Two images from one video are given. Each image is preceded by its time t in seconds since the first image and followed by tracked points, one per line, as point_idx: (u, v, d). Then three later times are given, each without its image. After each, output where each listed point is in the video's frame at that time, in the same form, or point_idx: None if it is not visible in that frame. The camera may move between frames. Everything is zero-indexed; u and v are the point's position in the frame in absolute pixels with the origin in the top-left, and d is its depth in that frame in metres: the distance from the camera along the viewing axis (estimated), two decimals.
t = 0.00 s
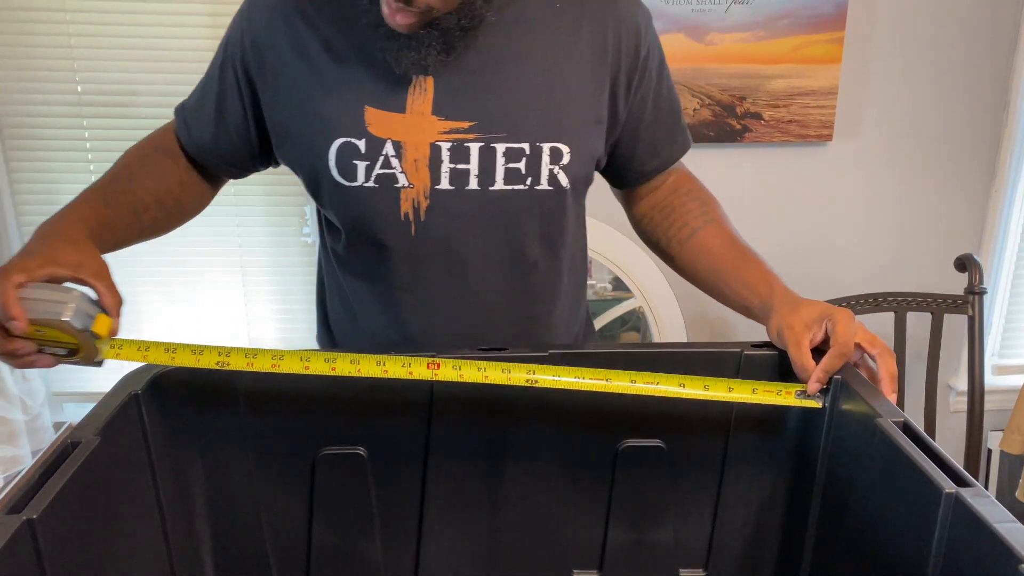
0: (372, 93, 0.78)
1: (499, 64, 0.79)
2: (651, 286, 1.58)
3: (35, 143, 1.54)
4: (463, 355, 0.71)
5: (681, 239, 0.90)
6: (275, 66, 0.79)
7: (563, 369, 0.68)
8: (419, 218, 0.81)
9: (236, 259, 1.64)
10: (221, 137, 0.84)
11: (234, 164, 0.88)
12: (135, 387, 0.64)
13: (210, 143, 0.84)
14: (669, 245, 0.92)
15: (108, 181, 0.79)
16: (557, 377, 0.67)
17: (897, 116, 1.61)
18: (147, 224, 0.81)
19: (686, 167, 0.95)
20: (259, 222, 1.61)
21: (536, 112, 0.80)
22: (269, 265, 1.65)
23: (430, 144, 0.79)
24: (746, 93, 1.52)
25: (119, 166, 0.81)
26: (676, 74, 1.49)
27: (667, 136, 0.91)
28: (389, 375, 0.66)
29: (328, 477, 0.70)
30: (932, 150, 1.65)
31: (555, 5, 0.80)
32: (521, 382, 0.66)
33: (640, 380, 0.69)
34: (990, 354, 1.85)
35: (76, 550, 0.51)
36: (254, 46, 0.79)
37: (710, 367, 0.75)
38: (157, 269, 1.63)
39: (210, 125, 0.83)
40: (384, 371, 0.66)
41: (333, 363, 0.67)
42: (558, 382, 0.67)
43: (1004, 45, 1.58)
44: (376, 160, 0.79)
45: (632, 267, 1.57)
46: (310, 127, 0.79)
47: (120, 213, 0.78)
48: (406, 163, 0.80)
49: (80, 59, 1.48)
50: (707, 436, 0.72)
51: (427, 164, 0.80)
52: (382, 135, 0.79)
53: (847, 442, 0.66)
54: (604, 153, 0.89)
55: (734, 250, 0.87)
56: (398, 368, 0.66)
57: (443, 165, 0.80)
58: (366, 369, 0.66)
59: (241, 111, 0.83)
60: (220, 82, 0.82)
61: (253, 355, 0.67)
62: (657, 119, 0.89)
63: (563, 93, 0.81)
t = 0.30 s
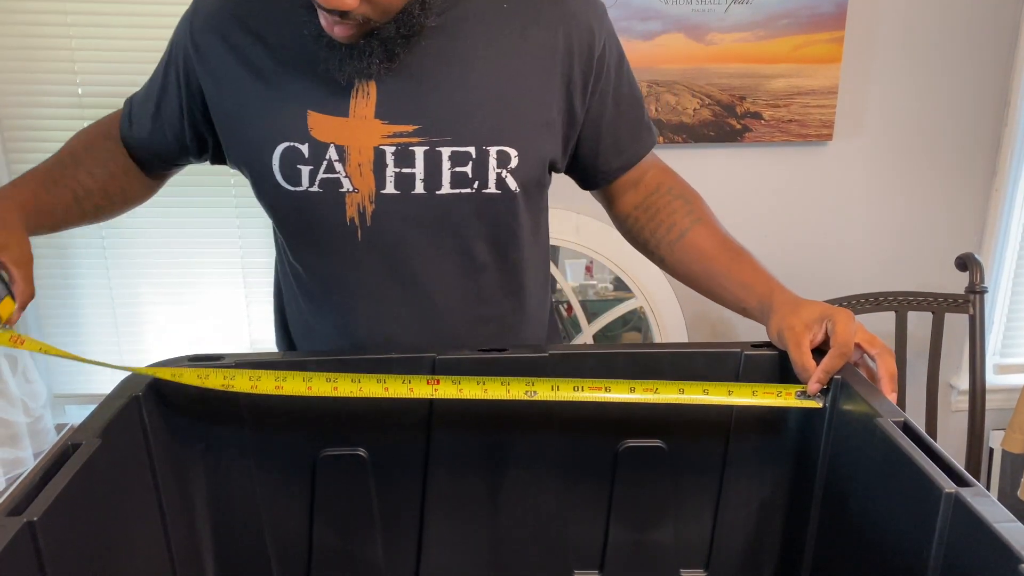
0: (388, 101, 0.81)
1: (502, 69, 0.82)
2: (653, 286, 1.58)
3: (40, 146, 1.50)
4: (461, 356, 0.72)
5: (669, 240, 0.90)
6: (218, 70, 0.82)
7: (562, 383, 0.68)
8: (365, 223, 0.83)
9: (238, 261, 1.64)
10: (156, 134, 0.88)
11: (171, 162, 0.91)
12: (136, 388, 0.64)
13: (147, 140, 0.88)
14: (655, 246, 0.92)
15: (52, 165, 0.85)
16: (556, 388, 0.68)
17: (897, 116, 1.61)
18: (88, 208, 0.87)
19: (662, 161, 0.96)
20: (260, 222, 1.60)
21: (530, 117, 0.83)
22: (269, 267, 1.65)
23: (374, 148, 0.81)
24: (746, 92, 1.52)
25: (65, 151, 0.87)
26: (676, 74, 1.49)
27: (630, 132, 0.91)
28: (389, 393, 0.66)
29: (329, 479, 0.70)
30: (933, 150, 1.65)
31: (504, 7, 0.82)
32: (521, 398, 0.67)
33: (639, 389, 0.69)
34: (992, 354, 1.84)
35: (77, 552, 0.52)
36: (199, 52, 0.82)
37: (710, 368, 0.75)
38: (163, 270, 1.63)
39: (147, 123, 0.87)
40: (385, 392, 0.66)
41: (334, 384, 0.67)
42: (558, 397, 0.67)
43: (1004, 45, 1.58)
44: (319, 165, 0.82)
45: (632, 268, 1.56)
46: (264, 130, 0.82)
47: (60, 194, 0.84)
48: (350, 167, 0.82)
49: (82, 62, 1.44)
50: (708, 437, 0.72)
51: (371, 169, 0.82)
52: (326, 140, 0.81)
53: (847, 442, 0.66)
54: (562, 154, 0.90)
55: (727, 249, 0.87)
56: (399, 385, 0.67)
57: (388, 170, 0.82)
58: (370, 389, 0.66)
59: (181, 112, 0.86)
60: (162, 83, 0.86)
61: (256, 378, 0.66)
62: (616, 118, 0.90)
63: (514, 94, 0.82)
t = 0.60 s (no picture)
0: (388, 103, 0.81)
1: (501, 71, 0.82)
2: (653, 287, 1.58)
3: (37, 147, 1.50)
4: (463, 358, 0.72)
5: (668, 242, 0.90)
6: (221, 76, 0.82)
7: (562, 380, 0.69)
8: (357, 224, 0.84)
9: (239, 262, 1.64)
10: (166, 136, 0.88)
11: (180, 163, 0.92)
12: (138, 389, 0.64)
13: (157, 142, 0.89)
14: (655, 249, 0.92)
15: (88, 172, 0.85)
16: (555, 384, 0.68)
17: (898, 116, 1.61)
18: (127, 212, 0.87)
19: (660, 165, 0.96)
20: (261, 224, 1.61)
21: (530, 122, 0.84)
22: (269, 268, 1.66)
23: (367, 150, 0.81)
24: (747, 93, 1.52)
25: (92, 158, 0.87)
26: (677, 75, 1.49)
27: (626, 138, 0.92)
28: (389, 385, 0.67)
29: (330, 480, 0.70)
30: (933, 151, 1.65)
31: (499, 11, 0.82)
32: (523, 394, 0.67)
33: (640, 389, 0.69)
34: (993, 355, 1.84)
35: (78, 554, 0.52)
36: (201, 57, 0.82)
37: (711, 369, 0.75)
38: (162, 270, 1.63)
39: (155, 125, 0.88)
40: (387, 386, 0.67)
41: (335, 376, 0.67)
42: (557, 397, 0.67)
43: (1006, 46, 1.58)
44: (313, 166, 0.82)
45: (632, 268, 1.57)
46: (263, 133, 0.82)
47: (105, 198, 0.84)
48: (343, 168, 0.82)
49: (84, 63, 1.44)
50: (709, 438, 0.72)
51: (363, 171, 0.82)
52: (319, 141, 0.81)
53: (848, 445, 0.66)
54: (558, 159, 0.90)
55: (727, 252, 0.87)
56: (399, 378, 0.68)
57: (381, 172, 0.82)
58: (370, 382, 0.67)
59: (185, 115, 0.86)
60: (166, 85, 0.86)
61: (257, 368, 0.67)
62: (613, 123, 0.90)
63: (507, 99, 0.83)
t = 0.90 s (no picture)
0: (393, 105, 0.81)
1: (505, 72, 0.82)
2: (653, 287, 1.58)
3: (36, 147, 1.50)
4: (466, 360, 0.72)
5: (672, 243, 0.90)
6: (231, 77, 0.82)
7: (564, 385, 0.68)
8: (370, 225, 0.84)
9: (240, 262, 1.64)
10: (171, 139, 0.87)
11: (184, 166, 0.91)
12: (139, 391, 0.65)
13: (162, 145, 0.87)
14: (658, 250, 0.92)
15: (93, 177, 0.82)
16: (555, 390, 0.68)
17: (900, 118, 1.61)
18: (135, 220, 0.86)
19: (665, 166, 0.96)
20: (262, 224, 1.61)
21: (533, 123, 0.84)
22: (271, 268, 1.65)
23: (378, 153, 0.82)
24: (749, 95, 1.52)
25: (94, 162, 0.84)
26: (678, 76, 1.49)
27: (635, 139, 0.92)
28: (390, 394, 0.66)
29: (333, 482, 0.70)
30: (935, 153, 1.65)
31: (506, 14, 0.82)
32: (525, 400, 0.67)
33: (642, 390, 0.69)
34: (993, 357, 1.84)
35: (80, 557, 0.52)
36: (209, 58, 0.82)
37: (714, 371, 0.75)
38: (163, 271, 1.63)
39: (159, 127, 0.86)
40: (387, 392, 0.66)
41: (334, 383, 0.67)
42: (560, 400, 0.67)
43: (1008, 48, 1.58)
44: (325, 169, 0.82)
45: (633, 268, 1.56)
46: (272, 136, 0.82)
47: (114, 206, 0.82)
48: (355, 171, 0.82)
49: (85, 63, 1.44)
50: (712, 439, 0.72)
51: (375, 174, 0.82)
52: (331, 145, 0.82)
53: (850, 446, 0.66)
54: (566, 159, 0.91)
55: (729, 253, 0.87)
56: (400, 388, 0.67)
57: (392, 175, 0.82)
58: (369, 390, 0.66)
59: (194, 117, 0.86)
60: (172, 87, 0.85)
61: (257, 377, 0.67)
62: (621, 124, 0.90)
63: (511, 100, 0.82)
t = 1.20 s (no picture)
0: (396, 104, 0.81)
1: (508, 71, 0.82)
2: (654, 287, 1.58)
3: (36, 146, 1.50)
4: (468, 359, 0.71)
5: (676, 242, 0.90)
6: (232, 69, 0.81)
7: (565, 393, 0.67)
8: (377, 223, 0.83)
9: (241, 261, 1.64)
10: (162, 126, 0.86)
11: (174, 156, 0.90)
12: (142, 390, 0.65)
13: (154, 132, 0.86)
14: (662, 248, 0.92)
15: (45, 175, 0.80)
16: (558, 395, 0.67)
17: (901, 117, 1.60)
18: (89, 220, 0.84)
19: (671, 165, 0.95)
20: (263, 222, 1.61)
21: (535, 123, 0.83)
22: (273, 266, 1.65)
23: (387, 150, 0.82)
24: (751, 94, 1.52)
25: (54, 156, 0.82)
26: (680, 75, 1.49)
27: (640, 139, 0.91)
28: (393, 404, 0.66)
29: (335, 481, 0.70)
30: (937, 152, 1.64)
31: (516, 10, 0.82)
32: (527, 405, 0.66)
33: (644, 395, 0.68)
34: (995, 357, 1.84)
35: (82, 556, 0.51)
36: (211, 49, 0.81)
37: (716, 371, 0.74)
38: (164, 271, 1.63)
39: (152, 113, 0.86)
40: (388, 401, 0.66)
41: (334, 394, 0.66)
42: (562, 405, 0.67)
43: (1010, 48, 1.58)
44: (333, 166, 0.82)
45: (633, 268, 1.56)
46: (278, 133, 0.82)
47: (61, 208, 0.80)
48: (363, 169, 0.82)
49: (86, 61, 1.43)
50: (714, 439, 0.72)
51: (384, 171, 0.82)
52: (340, 142, 0.81)
53: (855, 447, 0.66)
54: (572, 157, 0.91)
55: (733, 252, 0.87)
56: (402, 397, 0.66)
57: (400, 172, 0.82)
58: (371, 400, 0.66)
59: (189, 107, 0.85)
60: (168, 75, 0.84)
61: (258, 391, 0.66)
62: (627, 122, 0.90)
63: (512, 99, 0.82)
